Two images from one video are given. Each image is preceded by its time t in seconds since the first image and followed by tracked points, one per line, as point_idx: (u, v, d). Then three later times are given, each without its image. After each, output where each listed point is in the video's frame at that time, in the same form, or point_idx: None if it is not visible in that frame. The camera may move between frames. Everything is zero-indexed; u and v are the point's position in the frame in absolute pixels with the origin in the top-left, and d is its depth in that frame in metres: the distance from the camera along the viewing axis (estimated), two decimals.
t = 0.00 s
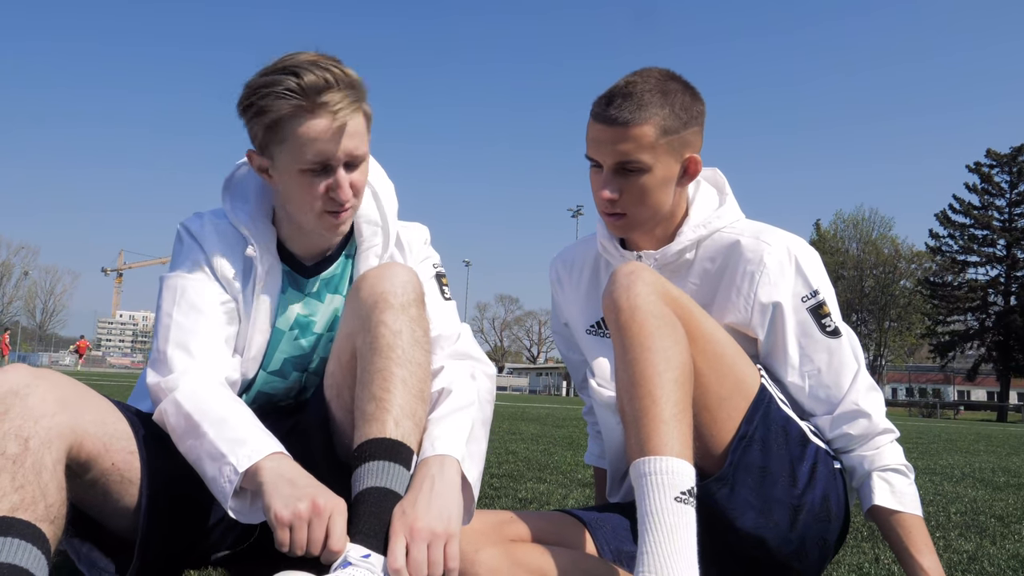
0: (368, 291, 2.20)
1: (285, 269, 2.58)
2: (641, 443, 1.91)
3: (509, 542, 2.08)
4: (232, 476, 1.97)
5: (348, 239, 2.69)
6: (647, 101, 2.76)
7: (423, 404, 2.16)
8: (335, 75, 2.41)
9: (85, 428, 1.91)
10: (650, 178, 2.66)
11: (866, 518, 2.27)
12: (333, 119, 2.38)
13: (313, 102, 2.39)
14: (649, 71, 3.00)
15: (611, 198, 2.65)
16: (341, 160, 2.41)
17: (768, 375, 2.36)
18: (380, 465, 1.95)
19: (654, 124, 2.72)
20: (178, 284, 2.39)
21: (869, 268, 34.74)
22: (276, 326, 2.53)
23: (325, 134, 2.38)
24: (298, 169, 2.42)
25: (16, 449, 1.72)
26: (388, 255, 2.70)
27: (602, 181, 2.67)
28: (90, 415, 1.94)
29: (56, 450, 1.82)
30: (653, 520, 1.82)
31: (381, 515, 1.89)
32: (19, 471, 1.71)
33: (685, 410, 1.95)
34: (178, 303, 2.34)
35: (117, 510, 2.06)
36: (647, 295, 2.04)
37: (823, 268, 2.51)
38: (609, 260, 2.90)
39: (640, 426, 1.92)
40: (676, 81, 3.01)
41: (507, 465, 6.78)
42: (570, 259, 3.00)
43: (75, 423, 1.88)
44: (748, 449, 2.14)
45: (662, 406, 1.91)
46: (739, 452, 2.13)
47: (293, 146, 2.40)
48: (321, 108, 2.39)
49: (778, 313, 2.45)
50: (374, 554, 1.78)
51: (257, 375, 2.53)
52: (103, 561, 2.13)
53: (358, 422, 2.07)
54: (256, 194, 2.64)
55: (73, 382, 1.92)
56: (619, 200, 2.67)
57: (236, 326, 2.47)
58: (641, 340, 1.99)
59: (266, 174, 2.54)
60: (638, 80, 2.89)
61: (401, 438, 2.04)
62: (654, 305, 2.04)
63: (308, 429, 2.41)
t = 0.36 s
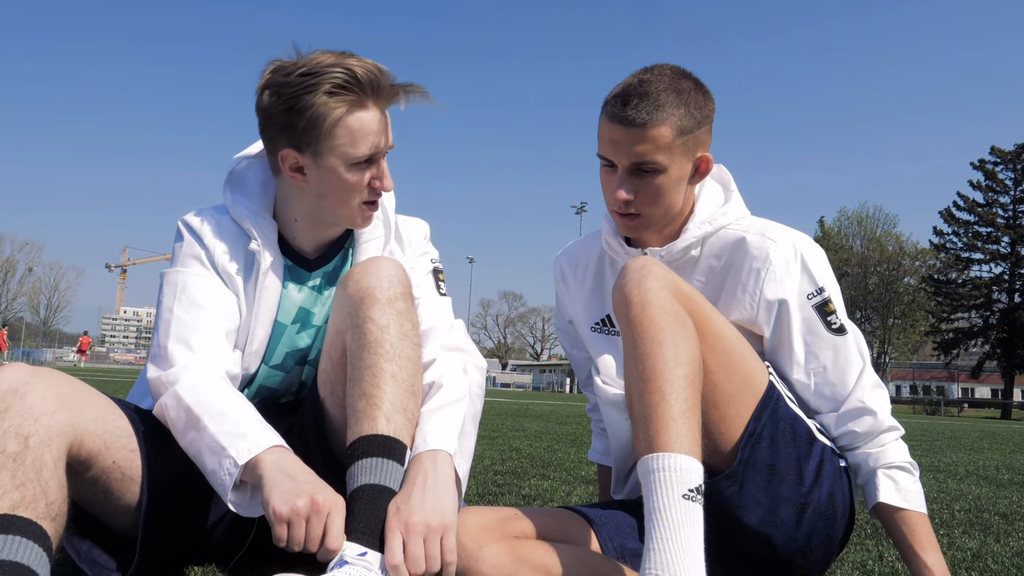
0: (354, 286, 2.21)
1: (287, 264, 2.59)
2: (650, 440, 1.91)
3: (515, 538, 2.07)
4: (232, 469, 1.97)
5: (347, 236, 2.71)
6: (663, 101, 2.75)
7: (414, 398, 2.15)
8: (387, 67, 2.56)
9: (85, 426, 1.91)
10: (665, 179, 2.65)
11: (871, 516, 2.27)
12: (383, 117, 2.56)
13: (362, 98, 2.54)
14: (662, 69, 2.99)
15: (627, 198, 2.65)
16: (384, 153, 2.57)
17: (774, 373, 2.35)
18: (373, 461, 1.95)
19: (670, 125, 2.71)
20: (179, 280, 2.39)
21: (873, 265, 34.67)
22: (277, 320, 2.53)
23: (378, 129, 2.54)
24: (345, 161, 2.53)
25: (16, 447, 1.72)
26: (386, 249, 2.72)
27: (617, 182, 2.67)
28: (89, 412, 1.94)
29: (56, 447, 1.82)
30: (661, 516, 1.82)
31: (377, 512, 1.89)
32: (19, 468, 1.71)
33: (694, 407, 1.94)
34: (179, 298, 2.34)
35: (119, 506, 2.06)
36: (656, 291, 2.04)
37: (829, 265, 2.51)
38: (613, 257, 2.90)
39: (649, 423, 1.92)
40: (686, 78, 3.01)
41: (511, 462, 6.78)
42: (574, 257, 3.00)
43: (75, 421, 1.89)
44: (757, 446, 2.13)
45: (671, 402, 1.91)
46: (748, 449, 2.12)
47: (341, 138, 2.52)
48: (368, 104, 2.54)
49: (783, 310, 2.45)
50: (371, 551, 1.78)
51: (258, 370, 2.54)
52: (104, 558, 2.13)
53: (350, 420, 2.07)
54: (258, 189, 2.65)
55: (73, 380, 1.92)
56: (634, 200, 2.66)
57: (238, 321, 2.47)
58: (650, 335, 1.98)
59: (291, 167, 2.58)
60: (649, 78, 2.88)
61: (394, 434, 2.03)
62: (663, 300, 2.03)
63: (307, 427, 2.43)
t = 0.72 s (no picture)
0: (353, 285, 2.21)
1: (290, 262, 2.59)
2: (652, 438, 1.91)
3: (517, 536, 2.07)
4: (233, 465, 1.98)
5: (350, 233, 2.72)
6: (662, 99, 2.75)
7: (414, 396, 2.15)
8: (395, 66, 2.56)
9: (87, 423, 1.92)
10: (666, 177, 2.65)
11: (873, 515, 2.27)
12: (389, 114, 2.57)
13: (368, 96, 2.54)
14: (661, 67, 3.00)
15: (629, 197, 2.64)
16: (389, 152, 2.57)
17: (776, 371, 2.35)
18: (373, 460, 1.95)
19: (670, 122, 2.71)
20: (183, 275, 2.38)
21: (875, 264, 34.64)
22: (280, 317, 2.54)
23: (384, 126, 2.55)
24: (350, 156, 2.53)
25: (18, 444, 1.72)
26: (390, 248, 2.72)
27: (618, 180, 2.66)
28: (92, 410, 1.94)
29: (58, 445, 1.82)
30: (662, 516, 1.82)
31: (377, 510, 1.89)
32: (22, 465, 1.71)
33: (696, 406, 1.94)
34: (183, 293, 2.34)
35: (122, 503, 2.07)
36: (659, 289, 2.04)
37: (831, 264, 2.51)
38: (615, 256, 2.90)
39: (651, 422, 1.92)
40: (685, 76, 3.01)
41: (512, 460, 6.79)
42: (575, 255, 3.01)
43: (78, 418, 1.89)
44: (758, 445, 2.13)
45: (673, 400, 1.91)
46: (749, 448, 2.12)
47: (346, 135, 2.52)
48: (374, 102, 2.55)
49: (784, 308, 2.45)
50: (370, 550, 1.78)
51: (261, 367, 2.55)
52: (104, 554, 2.12)
53: (350, 418, 2.07)
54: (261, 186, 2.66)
55: (75, 378, 1.93)
56: (635, 199, 2.66)
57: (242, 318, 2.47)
58: (652, 333, 1.98)
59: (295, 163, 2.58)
60: (648, 77, 2.88)
61: (394, 432, 2.03)
62: (665, 298, 2.03)
63: (309, 425, 2.44)
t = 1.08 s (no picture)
0: (356, 284, 2.22)
1: (292, 261, 2.60)
2: (654, 437, 1.90)
3: (518, 535, 2.07)
4: (235, 463, 1.98)
5: (353, 233, 2.72)
6: (663, 97, 2.75)
7: (415, 395, 2.15)
8: (398, 67, 2.55)
9: (90, 422, 1.92)
10: (667, 175, 2.65)
11: (875, 514, 2.27)
12: (392, 116, 2.56)
13: (370, 98, 2.53)
14: (661, 66, 2.99)
15: (630, 195, 2.64)
16: (391, 154, 2.57)
17: (778, 370, 2.35)
18: (375, 459, 1.95)
19: (671, 121, 2.71)
20: (187, 273, 2.39)
21: (876, 263, 34.61)
22: (283, 316, 2.54)
23: (386, 128, 2.54)
24: (352, 158, 2.53)
25: (20, 443, 1.73)
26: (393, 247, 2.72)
27: (619, 179, 2.66)
28: (93, 409, 1.94)
29: (61, 443, 1.83)
30: (665, 515, 1.82)
31: (378, 509, 1.89)
32: (24, 464, 1.71)
33: (698, 404, 1.94)
34: (186, 291, 2.34)
35: (124, 502, 2.07)
36: (662, 288, 2.04)
37: (833, 263, 2.51)
38: (616, 254, 2.90)
39: (654, 420, 1.91)
40: (685, 75, 3.01)
41: (514, 459, 6.79)
42: (577, 253, 3.01)
43: (79, 417, 1.89)
44: (760, 444, 2.13)
45: (675, 399, 1.91)
46: (751, 447, 2.12)
47: (348, 136, 2.51)
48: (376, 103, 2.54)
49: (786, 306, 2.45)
50: (371, 549, 1.78)
51: (263, 366, 2.55)
52: (108, 553, 2.11)
53: (352, 417, 2.07)
54: (263, 185, 2.66)
55: (77, 377, 1.93)
56: (637, 197, 2.65)
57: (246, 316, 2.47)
58: (655, 332, 1.98)
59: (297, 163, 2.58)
60: (649, 75, 2.88)
61: (395, 431, 2.03)
62: (668, 297, 2.03)
63: (311, 425, 2.44)
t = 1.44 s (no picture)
0: (355, 285, 2.22)
1: (291, 263, 2.60)
2: (653, 438, 1.90)
3: (516, 536, 2.07)
4: (232, 465, 1.97)
5: (353, 234, 2.72)
6: (660, 97, 2.75)
7: (415, 397, 2.15)
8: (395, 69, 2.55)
9: (87, 424, 1.92)
10: (666, 175, 2.65)
11: (873, 514, 2.27)
12: (391, 118, 2.56)
13: (369, 100, 2.53)
14: (659, 66, 3.00)
15: (629, 194, 2.63)
16: (389, 156, 2.56)
17: (777, 370, 2.35)
18: (373, 459, 1.94)
19: (668, 121, 2.71)
20: (185, 274, 2.38)
21: (874, 263, 34.66)
22: (282, 318, 2.54)
23: (384, 131, 2.54)
24: (351, 161, 2.52)
25: (17, 445, 1.72)
26: (392, 249, 2.72)
27: (618, 179, 2.66)
28: (91, 411, 1.94)
29: (58, 445, 1.82)
30: (664, 515, 1.82)
31: (377, 510, 1.89)
32: (21, 466, 1.71)
33: (697, 405, 1.94)
34: (185, 292, 2.34)
35: (122, 503, 2.07)
36: (660, 288, 2.04)
37: (832, 264, 2.51)
38: (615, 255, 2.90)
39: (652, 421, 1.91)
40: (683, 75, 3.01)
41: (512, 459, 6.79)
42: (575, 254, 3.01)
43: (77, 418, 1.89)
44: (759, 445, 2.13)
45: (674, 400, 1.91)
46: (749, 447, 2.12)
47: (346, 139, 2.51)
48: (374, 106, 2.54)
49: (784, 307, 2.45)
50: (370, 550, 1.78)
51: (262, 368, 2.55)
52: (106, 555, 2.12)
53: (350, 418, 2.07)
54: (262, 186, 2.66)
55: (74, 379, 1.92)
56: (635, 197, 2.65)
57: (244, 318, 2.47)
58: (654, 333, 1.98)
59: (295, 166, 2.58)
60: (647, 76, 2.88)
61: (394, 432, 2.03)
62: (667, 298, 2.03)
63: (310, 426, 2.43)
